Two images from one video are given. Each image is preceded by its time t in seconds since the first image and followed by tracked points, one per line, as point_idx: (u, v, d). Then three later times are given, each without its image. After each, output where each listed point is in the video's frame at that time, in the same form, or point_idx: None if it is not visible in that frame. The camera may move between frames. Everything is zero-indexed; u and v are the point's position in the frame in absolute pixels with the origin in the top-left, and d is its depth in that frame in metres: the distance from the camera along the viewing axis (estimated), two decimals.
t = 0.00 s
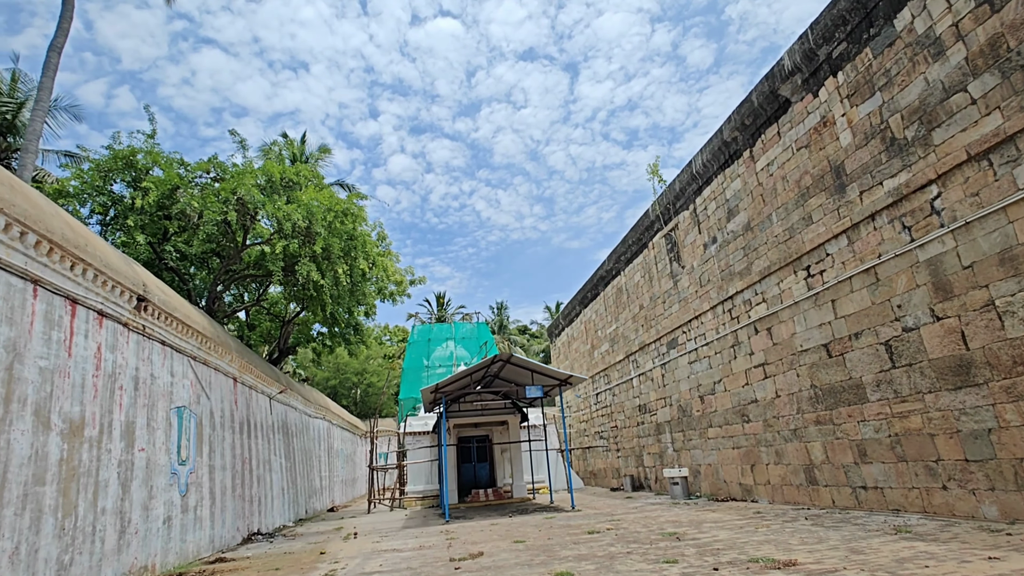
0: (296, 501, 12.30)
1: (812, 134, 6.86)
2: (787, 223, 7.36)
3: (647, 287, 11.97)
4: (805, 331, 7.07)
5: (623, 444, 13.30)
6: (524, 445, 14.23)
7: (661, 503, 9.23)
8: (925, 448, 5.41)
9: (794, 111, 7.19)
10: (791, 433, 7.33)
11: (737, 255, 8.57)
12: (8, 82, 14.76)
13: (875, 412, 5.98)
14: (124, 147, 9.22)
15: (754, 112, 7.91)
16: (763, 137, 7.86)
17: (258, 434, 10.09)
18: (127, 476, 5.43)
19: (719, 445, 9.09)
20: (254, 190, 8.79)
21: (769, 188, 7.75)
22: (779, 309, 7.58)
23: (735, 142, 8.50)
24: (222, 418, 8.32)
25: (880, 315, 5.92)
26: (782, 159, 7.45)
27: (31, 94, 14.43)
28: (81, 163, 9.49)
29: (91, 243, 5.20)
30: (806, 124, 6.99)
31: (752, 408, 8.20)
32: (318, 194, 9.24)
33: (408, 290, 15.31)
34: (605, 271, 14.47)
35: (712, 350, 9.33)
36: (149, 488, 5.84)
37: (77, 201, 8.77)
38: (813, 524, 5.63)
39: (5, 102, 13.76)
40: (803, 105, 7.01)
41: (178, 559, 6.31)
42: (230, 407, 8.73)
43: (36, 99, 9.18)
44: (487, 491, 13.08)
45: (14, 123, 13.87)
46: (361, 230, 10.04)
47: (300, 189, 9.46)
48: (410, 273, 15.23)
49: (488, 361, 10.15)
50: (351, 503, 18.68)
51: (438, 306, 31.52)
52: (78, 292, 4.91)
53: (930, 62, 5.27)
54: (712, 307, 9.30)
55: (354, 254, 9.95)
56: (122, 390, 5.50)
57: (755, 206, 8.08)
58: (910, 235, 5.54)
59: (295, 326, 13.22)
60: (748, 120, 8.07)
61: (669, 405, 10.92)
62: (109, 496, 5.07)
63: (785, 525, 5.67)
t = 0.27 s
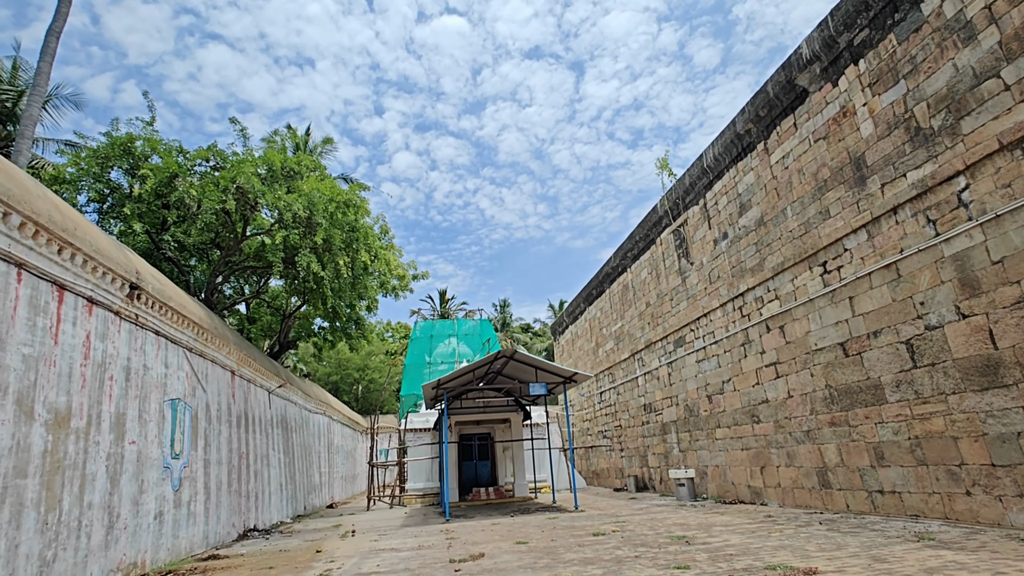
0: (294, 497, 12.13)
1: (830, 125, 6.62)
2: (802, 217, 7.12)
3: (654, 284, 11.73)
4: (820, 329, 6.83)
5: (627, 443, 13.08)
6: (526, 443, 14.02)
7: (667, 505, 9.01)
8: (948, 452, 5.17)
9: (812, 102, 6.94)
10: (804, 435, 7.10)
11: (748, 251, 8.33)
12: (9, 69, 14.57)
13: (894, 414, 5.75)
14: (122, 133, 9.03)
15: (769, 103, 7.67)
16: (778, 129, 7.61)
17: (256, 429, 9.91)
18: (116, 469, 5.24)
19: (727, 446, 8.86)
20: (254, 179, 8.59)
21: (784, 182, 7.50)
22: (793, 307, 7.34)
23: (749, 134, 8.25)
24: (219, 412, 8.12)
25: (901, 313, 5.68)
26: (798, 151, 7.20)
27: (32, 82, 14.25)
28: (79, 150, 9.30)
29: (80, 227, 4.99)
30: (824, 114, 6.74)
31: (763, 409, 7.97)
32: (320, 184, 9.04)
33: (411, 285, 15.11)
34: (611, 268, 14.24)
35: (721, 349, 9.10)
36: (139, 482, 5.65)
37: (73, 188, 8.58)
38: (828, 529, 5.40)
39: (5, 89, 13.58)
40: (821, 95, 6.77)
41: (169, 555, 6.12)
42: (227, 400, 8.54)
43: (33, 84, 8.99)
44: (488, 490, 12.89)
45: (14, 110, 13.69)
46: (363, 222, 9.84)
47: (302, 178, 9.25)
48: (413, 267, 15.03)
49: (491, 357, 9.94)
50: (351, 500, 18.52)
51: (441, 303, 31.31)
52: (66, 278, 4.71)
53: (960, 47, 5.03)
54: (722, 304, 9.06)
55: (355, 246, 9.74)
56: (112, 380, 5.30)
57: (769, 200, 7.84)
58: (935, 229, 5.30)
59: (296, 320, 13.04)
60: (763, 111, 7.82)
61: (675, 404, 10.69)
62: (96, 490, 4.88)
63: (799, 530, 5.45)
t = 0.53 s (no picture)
0: (287, 483, 12.00)
1: (843, 109, 6.39)
2: (811, 205, 6.90)
3: (656, 274, 11.53)
4: (827, 320, 6.65)
5: (625, 435, 12.95)
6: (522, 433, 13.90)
7: (664, 497, 8.88)
8: (958, 448, 5.01)
9: (824, 85, 6.70)
10: (807, 428, 6.94)
11: (754, 240, 8.13)
12: None
13: (903, 408, 5.58)
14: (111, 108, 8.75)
15: (780, 87, 7.42)
16: (788, 114, 7.37)
17: (248, 414, 9.73)
18: (98, 451, 5.05)
19: (727, 439, 8.71)
20: (247, 157, 8.34)
21: (793, 169, 7.28)
22: (799, 297, 7.15)
23: (757, 119, 8.01)
24: (209, 396, 7.93)
25: (912, 304, 5.49)
26: (808, 137, 6.98)
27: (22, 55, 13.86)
28: (67, 124, 9.02)
29: (60, 199, 4.77)
30: (837, 98, 6.51)
31: (765, 401, 7.81)
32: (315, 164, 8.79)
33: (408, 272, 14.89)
34: (612, 257, 14.03)
35: (723, 340, 8.92)
36: (123, 466, 5.47)
37: (59, 163, 8.31)
38: (833, 524, 5.24)
39: None
40: (835, 78, 6.53)
41: (154, 541, 5.96)
42: (217, 384, 8.35)
43: (19, 54, 8.68)
44: (483, 479, 12.77)
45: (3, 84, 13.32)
46: (360, 204, 9.60)
47: (296, 158, 9.00)
48: (410, 254, 14.80)
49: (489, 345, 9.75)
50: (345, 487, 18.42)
51: (439, 291, 31.10)
52: (44, 252, 4.49)
53: (985, 25, 4.80)
54: (725, 294, 8.87)
55: (351, 229, 9.52)
56: (94, 360, 5.10)
57: (776, 188, 7.62)
58: (952, 217, 5.10)
59: (291, 305, 12.83)
60: (773, 95, 7.57)
61: (674, 396, 10.54)
62: (76, 473, 4.69)
63: (802, 525, 5.29)
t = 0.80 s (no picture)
0: (273, 475, 11.78)
1: (843, 93, 6.22)
2: (809, 192, 6.75)
3: (649, 263, 11.38)
4: (823, 309, 6.52)
5: (616, 426, 12.84)
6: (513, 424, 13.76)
7: (656, 489, 8.78)
8: (957, 439, 4.91)
9: (824, 68, 6.52)
10: (802, 419, 6.83)
11: (749, 229, 7.98)
12: None
13: (901, 398, 5.46)
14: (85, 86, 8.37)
15: (778, 71, 7.23)
16: (786, 98, 7.20)
17: (231, 404, 9.48)
18: (67, 443, 4.81)
19: (720, 430, 8.61)
20: (228, 138, 8.03)
21: (790, 155, 7.11)
22: (795, 286, 7.01)
23: (754, 104, 7.83)
24: (189, 385, 7.67)
25: (912, 292, 5.36)
26: (806, 122, 6.81)
27: None
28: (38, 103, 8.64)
29: (21, 176, 4.48)
30: (837, 82, 6.33)
31: (759, 392, 7.69)
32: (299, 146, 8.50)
33: (397, 260, 14.63)
34: (604, 247, 13.85)
35: (717, 330, 8.80)
36: (95, 458, 5.23)
37: (30, 142, 7.95)
38: (830, 517, 5.14)
39: None
40: (835, 61, 6.35)
41: (130, 536, 5.73)
42: (198, 374, 8.08)
43: None
44: (473, 471, 12.63)
45: None
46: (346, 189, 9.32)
47: (280, 140, 8.70)
48: (399, 242, 14.52)
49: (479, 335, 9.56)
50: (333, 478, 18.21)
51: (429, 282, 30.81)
52: (4, 233, 4.21)
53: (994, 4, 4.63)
54: (719, 284, 8.72)
55: (338, 214, 9.25)
56: (61, 347, 4.84)
57: (773, 175, 7.46)
58: (955, 202, 4.96)
59: (276, 294, 12.54)
60: (770, 79, 7.39)
61: (667, 386, 10.43)
62: (41, 466, 4.45)
63: (798, 518, 5.18)
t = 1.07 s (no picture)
0: (259, 476, 11.48)
1: (843, 80, 6.08)
2: (807, 182, 6.61)
3: (642, 258, 11.22)
4: (823, 301, 6.37)
5: (609, 423, 12.69)
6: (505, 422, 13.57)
7: (651, 486, 8.62)
8: (962, 433, 4.77)
9: (823, 55, 6.37)
10: (800, 414, 6.70)
11: (746, 220, 7.83)
12: None
13: (904, 391, 5.32)
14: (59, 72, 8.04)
15: (775, 58, 7.08)
16: (784, 87, 7.05)
17: (214, 402, 9.18)
18: (32, 443, 4.53)
19: (715, 426, 8.46)
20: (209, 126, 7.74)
21: (788, 144, 6.96)
22: (793, 278, 6.86)
23: (750, 93, 7.67)
24: (168, 383, 7.37)
25: (915, 282, 5.22)
26: (805, 111, 6.66)
27: None
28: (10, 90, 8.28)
29: None
30: (836, 68, 6.19)
31: (756, 387, 7.55)
32: (284, 136, 8.23)
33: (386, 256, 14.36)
34: (596, 242, 13.69)
35: (712, 324, 8.65)
36: (65, 459, 4.96)
37: None
38: (832, 514, 4.99)
39: None
40: (834, 46, 6.20)
41: (103, 541, 5.45)
42: (178, 371, 7.79)
43: None
44: (464, 469, 12.42)
45: None
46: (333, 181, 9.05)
47: (263, 129, 8.42)
48: (389, 237, 14.26)
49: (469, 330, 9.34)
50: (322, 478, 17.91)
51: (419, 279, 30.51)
52: None
53: None
54: (715, 277, 8.57)
55: (324, 207, 8.98)
56: (26, 342, 4.55)
57: (770, 165, 7.31)
58: (960, 189, 4.82)
59: (262, 290, 12.23)
60: (768, 67, 7.23)
61: (660, 382, 10.28)
62: (3, 468, 4.17)
63: (800, 515, 5.02)
